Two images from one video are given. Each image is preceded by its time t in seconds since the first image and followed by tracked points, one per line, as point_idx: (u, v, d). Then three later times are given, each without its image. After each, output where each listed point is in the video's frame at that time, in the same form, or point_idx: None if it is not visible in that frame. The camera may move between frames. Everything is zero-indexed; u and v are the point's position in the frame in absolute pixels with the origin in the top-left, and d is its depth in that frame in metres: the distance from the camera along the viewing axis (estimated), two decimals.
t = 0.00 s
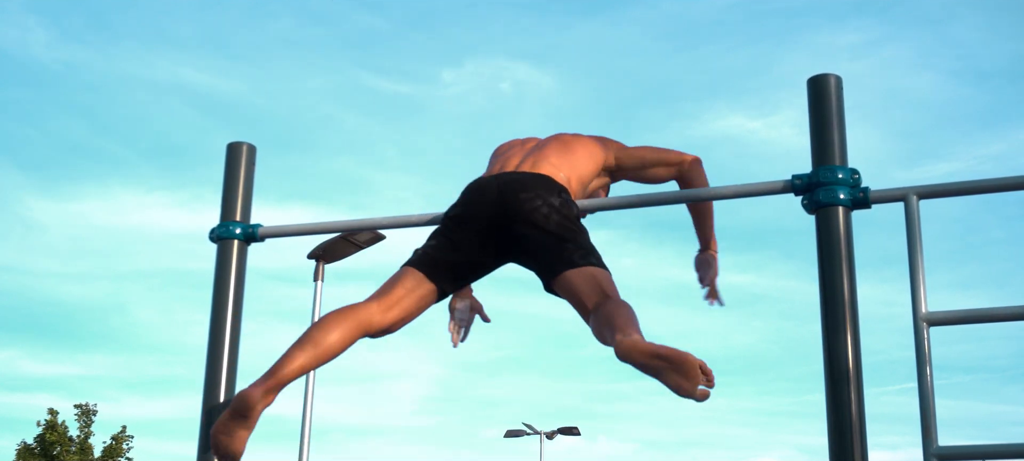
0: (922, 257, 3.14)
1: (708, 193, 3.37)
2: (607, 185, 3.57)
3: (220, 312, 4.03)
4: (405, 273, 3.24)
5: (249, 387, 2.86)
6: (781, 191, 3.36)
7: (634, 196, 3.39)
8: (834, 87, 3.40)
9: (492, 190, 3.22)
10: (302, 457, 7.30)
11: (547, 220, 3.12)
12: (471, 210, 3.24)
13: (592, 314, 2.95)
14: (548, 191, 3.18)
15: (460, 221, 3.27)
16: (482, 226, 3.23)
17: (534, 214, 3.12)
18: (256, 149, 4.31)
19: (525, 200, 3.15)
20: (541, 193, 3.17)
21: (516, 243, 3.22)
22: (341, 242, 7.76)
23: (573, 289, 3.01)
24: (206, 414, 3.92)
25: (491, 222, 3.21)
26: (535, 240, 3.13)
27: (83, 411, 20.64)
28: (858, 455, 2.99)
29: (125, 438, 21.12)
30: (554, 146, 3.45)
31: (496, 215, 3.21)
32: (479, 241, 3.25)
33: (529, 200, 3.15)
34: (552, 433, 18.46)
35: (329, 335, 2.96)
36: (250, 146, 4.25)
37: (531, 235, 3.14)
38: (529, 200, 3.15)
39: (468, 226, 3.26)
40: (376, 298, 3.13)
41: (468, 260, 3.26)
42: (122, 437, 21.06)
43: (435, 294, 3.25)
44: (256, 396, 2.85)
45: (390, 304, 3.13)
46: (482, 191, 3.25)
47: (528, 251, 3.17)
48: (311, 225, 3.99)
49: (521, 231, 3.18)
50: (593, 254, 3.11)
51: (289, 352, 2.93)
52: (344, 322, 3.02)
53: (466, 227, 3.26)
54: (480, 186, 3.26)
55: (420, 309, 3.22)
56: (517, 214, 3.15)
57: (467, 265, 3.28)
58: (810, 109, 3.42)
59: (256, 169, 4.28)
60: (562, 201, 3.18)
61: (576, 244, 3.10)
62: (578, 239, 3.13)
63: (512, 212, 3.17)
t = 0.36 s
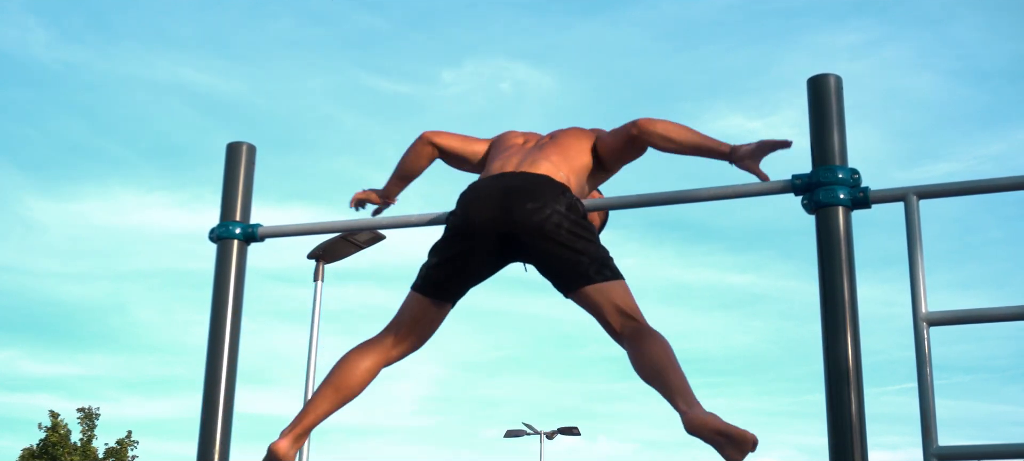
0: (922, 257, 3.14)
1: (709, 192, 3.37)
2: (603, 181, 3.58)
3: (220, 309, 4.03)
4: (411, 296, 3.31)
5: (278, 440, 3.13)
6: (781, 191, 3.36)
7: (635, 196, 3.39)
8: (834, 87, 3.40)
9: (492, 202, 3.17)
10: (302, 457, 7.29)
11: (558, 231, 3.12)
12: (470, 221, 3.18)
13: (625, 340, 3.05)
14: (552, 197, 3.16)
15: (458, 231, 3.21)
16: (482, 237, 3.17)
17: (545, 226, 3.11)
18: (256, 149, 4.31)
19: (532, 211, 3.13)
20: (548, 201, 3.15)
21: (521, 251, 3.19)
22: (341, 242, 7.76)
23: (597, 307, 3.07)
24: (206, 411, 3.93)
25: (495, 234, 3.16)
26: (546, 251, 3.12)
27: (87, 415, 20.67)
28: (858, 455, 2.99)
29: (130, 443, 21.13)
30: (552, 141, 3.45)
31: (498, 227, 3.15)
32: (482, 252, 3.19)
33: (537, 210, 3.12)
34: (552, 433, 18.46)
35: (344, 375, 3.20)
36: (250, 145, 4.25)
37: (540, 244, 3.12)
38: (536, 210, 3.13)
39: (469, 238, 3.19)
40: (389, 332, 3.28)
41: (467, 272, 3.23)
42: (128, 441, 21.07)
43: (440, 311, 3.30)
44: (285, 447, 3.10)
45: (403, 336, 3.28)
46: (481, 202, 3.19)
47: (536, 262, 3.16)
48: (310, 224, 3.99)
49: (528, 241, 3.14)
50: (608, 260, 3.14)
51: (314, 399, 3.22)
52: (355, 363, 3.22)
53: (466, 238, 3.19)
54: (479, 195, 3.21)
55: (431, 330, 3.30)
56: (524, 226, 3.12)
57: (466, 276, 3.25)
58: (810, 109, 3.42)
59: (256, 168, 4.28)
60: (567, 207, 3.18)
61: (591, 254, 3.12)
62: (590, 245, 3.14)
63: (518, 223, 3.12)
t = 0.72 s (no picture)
0: (922, 257, 3.15)
1: (709, 192, 3.37)
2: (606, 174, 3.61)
3: (220, 313, 4.03)
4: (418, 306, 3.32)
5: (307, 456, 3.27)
6: (781, 191, 3.36)
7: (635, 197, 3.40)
8: (834, 87, 3.40)
9: (494, 223, 3.15)
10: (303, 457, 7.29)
11: (563, 246, 3.12)
12: (473, 241, 3.18)
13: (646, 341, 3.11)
14: (553, 211, 3.14)
15: (461, 251, 3.21)
16: (487, 257, 3.18)
17: (550, 243, 3.12)
18: (256, 149, 4.31)
19: (536, 229, 3.12)
20: (550, 217, 3.14)
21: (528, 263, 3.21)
22: (341, 242, 7.76)
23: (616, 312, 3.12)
24: (206, 416, 3.93)
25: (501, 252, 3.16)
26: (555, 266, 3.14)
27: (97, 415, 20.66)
28: (858, 455, 2.99)
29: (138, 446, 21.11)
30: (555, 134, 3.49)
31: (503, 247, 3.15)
32: (490, 266, 3.22)
33: (540, 229, 3.11)
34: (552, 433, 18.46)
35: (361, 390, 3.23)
36: (251, 146, 4.25)
37: (549, 259, 3.15)
38: (540, 228, 3.12)
39: (474, 257, 3.20)
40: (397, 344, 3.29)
41: (476, 285, 3.26)
42: (134, 444, 21.09)
43: (448, 320, 3.31)
44: None
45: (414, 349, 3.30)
46: (482, 222, 3.17)
47: (545, 273, 3.19)
48: (310, 224, 4.00)
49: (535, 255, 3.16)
50: (616, 261, 3.16)
51: (334, 417, 3.26)
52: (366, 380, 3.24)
53: (471, 257, 3.21)
54: (479, 214, 3.19)
55: (440, 335, 3.32)
56: (529, 245, 3.12)
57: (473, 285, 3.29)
58: (810, 109, 3.43)
59: (256, 169, 4.28)
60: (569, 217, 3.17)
61: (598, 261, 3.14)
62: (597, 251, 3.15)
63: (524, 243, 3.12)
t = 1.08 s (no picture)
0: (922, 257, 3.14)
1: (709, 192, 3.37)
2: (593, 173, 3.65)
3: (220, 309, 4.03)
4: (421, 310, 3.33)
5: None
6: (781, 191, 3.36)
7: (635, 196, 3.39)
8: (834, 87, 3.40)
9: (490, 213, 3.16)
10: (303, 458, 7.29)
11: (557, 230, 3.12)
12: (471, 234, 3.18)
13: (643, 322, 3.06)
14: (547, 197, 3.15)
15: (459, 246, 3.22)
16: (484, 248, 3.18)
17: (544, 229, 3.11)
18: (256, 149, 4.31)
19: (530, 215, 3.12)
20: (543, 203, 3.14)
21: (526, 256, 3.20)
22: (341, 243, 7.76)
23: (613, 295, 3.09)
24: (206, 412, 3.93)
25: (497, 244, 3.16)
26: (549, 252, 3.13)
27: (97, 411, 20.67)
28: (858, 455, 2.99)
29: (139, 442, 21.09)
30: (543, 131, 3.50)
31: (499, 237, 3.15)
32: (488, 262, 3.21)
33: (533, 215, 3.11)
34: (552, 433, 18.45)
35: (363, 391, 3.17)
36: (250, 146, 4.25)
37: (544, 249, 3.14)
38: (533, 213, 3.12)
39: (473, 251, 3.20)
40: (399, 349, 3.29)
41: (477, 284, 3.25)
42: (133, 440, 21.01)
43: (450, 323, 3.31)
44: None
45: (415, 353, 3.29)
46: (478, 214, 3.18)
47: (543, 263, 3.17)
48: (309, 224, 4.00)
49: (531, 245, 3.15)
50: (611, 246, 3.15)
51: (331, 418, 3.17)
52: (368, 385, 3.18)
53: (470, 251, 3.21)
54: (475, 207, 3.20)
55: (442, 344, 3.31)
56: (524, 232, 3.12)
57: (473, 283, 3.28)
58: (810, 109, 3.42)
59: (256, 169, 4.28)
60: (563, 204, 3.17)
61: (593, 244, 3.13)
62: (592, 236, 3.14)
63: (519, 231, 3.12)
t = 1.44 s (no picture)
0: (922, 257, 3.14)
1: (708, 193, 3.37)
2: (595, 178, 3.63)
3: (220, 309, 4.03)
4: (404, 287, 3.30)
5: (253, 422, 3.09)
6: (781, 191, 3.36)
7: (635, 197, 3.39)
8: (834, 86, 3.40)
9: (491, 197, 3.16)
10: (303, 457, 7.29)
11: (557, 217, 3.12)
12: (470, 216, 3.18)
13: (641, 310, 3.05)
14: (548, 185, 3.16)
15: (458, 227, 3.22)
16: (482, 233, 3.18)
17: (544, 214, 3.11)
18: (256, 149, 4.31)
19: (531, 200, 3.12)
20: (544, 190, 3.15)
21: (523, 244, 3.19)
22: (341, 243, 7.75)
23: (611, 283, 3.08)
24: (206, 412, 3.93)
25: (495, 228, 3.15)
26: (547, 239, 3.12)
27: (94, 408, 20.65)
28: (858, 455, 2.99)
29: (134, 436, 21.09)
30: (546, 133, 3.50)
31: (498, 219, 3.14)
32: (485, 246, 3.20)
33: (534, 199, 3.12)
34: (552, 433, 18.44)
35: (332, 359, 3.15)
36: (250, 145, 4.25)
37: (542, 235, 3.13)
38: (534, 199, 3.12)
39: (472, 235, 3.20)
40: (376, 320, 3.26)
41: (471, 268, 3.25)
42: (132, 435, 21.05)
43: (430, 303, 3.29)
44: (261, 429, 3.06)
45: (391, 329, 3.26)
46: (479, 199, 3.18)
47: (542, 250, 3.16)
48: (310, 224, 4.00)
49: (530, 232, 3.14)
50: (610, 238, 3.15)
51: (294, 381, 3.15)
52: (336, 353, 3.16)
53: (468, 234, 3.20)
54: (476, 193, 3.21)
55: (418, 325, 3.30)
56: (523, 216, 3.11)
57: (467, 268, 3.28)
58: (810, 109, 3.42)
59: (256, 168, 4.28)
60: (564, 194, 3.18)
61: (592, 233, 3.13)
62: (591, 227, 3.14)
63: (519, 214, 3.11)
